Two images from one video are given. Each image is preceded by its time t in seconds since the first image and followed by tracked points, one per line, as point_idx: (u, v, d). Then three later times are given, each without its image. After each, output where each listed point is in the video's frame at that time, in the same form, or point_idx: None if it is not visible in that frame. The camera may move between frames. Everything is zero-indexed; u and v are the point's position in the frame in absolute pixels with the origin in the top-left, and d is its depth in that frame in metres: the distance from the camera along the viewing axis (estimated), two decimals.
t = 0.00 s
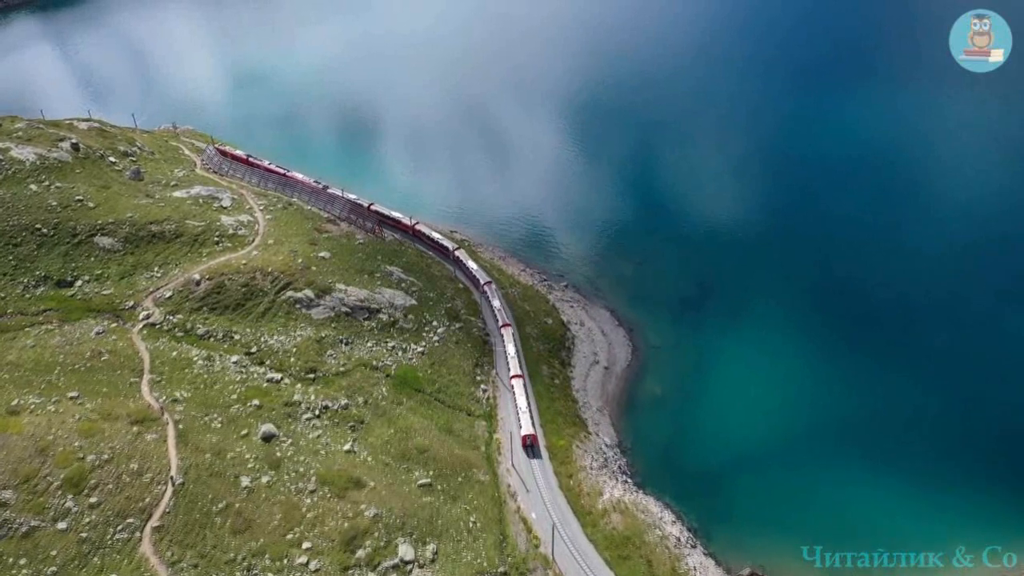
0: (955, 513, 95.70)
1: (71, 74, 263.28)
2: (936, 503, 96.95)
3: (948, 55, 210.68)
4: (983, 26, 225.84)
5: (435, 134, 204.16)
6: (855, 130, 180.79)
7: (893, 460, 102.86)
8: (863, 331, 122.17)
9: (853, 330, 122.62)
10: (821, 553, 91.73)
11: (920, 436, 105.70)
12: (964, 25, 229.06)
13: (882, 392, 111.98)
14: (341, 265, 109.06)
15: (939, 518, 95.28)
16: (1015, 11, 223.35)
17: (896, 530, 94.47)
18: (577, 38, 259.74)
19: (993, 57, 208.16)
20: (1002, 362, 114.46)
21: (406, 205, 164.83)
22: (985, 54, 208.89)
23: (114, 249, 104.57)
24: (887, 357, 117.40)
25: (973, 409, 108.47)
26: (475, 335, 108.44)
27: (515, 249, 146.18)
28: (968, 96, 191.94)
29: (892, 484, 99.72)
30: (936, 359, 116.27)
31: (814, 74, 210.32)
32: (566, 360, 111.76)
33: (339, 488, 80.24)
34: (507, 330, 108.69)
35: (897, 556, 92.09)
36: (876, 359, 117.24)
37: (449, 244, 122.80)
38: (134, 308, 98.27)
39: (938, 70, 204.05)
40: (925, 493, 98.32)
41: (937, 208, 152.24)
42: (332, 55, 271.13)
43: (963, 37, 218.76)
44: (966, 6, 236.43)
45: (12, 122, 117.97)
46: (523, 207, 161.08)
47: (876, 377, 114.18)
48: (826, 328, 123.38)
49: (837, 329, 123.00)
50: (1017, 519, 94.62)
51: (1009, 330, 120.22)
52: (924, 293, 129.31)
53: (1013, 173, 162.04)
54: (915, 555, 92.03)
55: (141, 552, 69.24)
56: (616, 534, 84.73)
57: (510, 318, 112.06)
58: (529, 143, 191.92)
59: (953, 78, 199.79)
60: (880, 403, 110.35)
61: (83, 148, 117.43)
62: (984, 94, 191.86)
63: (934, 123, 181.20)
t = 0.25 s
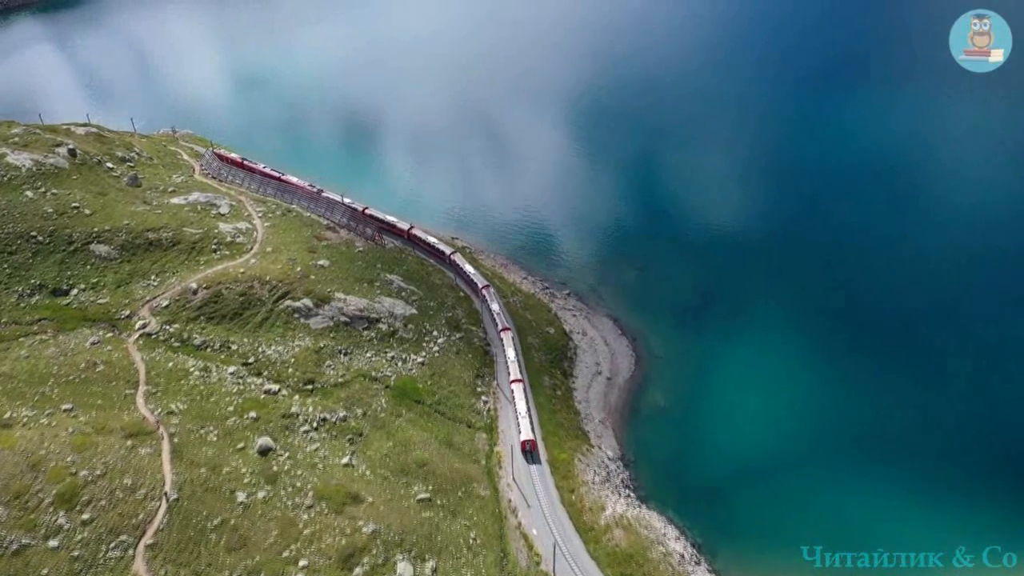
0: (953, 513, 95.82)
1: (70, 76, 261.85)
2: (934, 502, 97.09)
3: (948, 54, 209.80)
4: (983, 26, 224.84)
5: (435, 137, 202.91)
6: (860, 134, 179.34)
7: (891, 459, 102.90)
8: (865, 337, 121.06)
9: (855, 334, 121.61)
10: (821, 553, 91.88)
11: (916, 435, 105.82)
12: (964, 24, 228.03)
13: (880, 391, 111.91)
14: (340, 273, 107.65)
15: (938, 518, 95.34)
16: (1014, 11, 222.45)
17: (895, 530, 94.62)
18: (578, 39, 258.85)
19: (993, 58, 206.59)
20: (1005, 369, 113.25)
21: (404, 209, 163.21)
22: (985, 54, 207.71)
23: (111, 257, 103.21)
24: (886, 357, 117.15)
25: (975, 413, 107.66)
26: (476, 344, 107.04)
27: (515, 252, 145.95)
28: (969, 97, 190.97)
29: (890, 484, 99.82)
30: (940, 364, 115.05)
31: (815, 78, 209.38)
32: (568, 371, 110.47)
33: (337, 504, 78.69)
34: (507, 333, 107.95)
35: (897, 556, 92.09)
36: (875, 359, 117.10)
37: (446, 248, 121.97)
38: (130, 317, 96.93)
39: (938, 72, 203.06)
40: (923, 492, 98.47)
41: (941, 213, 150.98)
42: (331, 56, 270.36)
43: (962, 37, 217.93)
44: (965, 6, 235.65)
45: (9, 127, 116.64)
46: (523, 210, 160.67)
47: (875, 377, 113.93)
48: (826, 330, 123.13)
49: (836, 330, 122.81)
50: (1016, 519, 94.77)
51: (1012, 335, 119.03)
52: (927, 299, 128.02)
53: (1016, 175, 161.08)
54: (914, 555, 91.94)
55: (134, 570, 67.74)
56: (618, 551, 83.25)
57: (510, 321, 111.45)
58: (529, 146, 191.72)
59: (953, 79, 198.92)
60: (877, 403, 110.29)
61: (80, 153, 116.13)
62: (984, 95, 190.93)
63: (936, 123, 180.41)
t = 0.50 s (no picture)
0: (954, 512, 95.53)
1: (72, 77, 260.75)
2: (934, 501, 96.88)
3: (948, 54, 209.06)
4: (983, 26, 223.57)
5: (437, 139, 201.91)
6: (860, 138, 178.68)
7: (892, 459, 102.67)
8: (869, 343, 119.93)
9: (859, 340, 120.65)
10: (820, 553, 91.93)
11: (918, 434, 105.47)
12: (964, 25, 226.83)
13: (882, 391, 111.65)
14: (339, 282, 106.24)
15: (938, 518, 95.15)
16: (1014, 11, 221.44)
17: (894, 530, 94.55)
18: (579, 41, 258.05)
19: (993, 58, 205.38)
20: (1008, 374, 112.27)
21: (404, 213, 162.08)
22: (985, 54, 206.51)
23: (108, 265, 101.90)
24: (888, 360, 116.79)
25: (978, 416, 106.93)
26: (477, 354, 105.70)
27: (517, 254, 145.81)
28: (970, 97, 190.23)
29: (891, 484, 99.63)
30: (945, 371, 114.03)
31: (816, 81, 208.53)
32: (570, 382, 109.28)
33: (335, 519, 77.16)
34: (507, 338, 107.39)
35: (897, 556, 91.92)
36: (877, 361, 116.78)
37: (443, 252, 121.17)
38: (127, 326, 95.60)
39: (939, 73, 202.27)
40: (924, 492, 98.21)
41: (945, 216, 149.95)
42: (331, 57, 269.58)
43: (962, 37, 217.30)
44: (965, 7, 234.80)
45: (7, 132, 115.37)
46: (524, 211, 160.42)
47: (877, 378, 113.66)
48: (828, 332, 122.77)
49: (838, 333, 122.44)
50: (1017, 518, 94.36)
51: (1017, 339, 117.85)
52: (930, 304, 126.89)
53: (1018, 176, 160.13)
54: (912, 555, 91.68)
55: None
56: (622, 569, 81.83)
57: (510, 325, 110.99)
58: (531, 147, 191.36)
59: (953, 79, 198.21)
60: (879, 403, 110.14)
61: (78, 159, 114.88)
62: (986, 95, 190.14)
63: (938, 125, 179.46)
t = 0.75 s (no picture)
0: (954, 511, 96.30)
1: (76, 78, 259.70)
2: (934, 501, 97.65)
3: (948, 54, 209.36)
4: (983, 26, 223.89)
5: (439, 140, 201.11)
6: (864, 138, 177.99)
7: (892, 458, 103.23)
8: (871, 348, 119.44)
9: (862, 345, 120.24)
10: (821, 553, 92.89)
11: (918, 433, 105.98)
12: (964, 25, 227.11)
13: (882, 391, 112.03)
14: (341, 290, 104.82)
15: (938, 517, 95.99)
16: (1014, 10, 221.59)
17: (894, 529, 95.41)
18: (581, 42, 257.92)
19: (993, 57, 205.64)
20: (1010, 379, 111.73)
21: (407, 215, 161.56)
22: (985, 54, 206.65)
23: (107, 272, 100.60)
24: (890, 361, 116.98)
25: (977, 417, 106.99)
26: (481, 365, 104.13)
27: (519, 256, 145.95)
28: (970, 97, 189.90)
29: (891, 483, 100.31)
30: (946, 377, 113.49)
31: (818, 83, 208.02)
32: (575, 394, 107.82)
33: (334, 535, 75.71)
34: (507, 342, 106.60)
35: (897, 557, 92.84)
36: (878, 362, 117.00)
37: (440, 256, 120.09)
38: (126, 334, 94.26)
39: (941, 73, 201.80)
40: (924, 491, 98.90)
41: (948, 217, 149.37)
42: (333, 57, 269.01)
43: (962, 38, 217.69)
44: (966, 7, 234.90)
45: (6, 137, 114.12)
46: (527, 212, 160.25)
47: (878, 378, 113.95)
48: (829, 333, 122.96)
49: (839, 334, 122.54)
50: (1017, 517, 95.05)
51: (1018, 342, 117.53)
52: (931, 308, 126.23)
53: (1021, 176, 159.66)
54: (912, 556, 92.59)
55: None
56: None
57: (511, 330, 110.18)
58: (534, 147, 191.19)
59: (954, 78, 197.88)
60: (880, 403, 110.49)
61: (78, 164, 113.65)
62: (986, 94, 190.11)
63: (940, 125, 178.87)
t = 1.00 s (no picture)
0: (954, 512, 96.46)
1: (83, 79, 259.25)
2: (934, 501, 97.75)
3: (948, 54, 210.19)
4: (983, 26, 224.21)
5: (443, 141, 200.51)
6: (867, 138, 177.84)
7: (892, 459, 103.29)
8: (873, 352, 119.51)
9: (862, 348, 120.29)
10: (821, 553, 92.75)
11: (917, 434, 106.18)
12: (964, 25, 227.37)
13: (881, 392, 112.14)
14: (345, 299, 103.57)
15: (938, 518, 96.11)
16: (1015, 9, 221.72)
17: (894, 530, 95.46)
18: (584, 43, 258.26)
19: (993, 58, 205.70)
20: (1010, 380, 111.91)
21: (411, 215, 161.17)
22: (985, 54, 207.20)
23: (109, 279, 99.48)
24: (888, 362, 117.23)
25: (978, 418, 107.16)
26: (486, 377, 102.66)
27: (523, 258, 145.45)
28: (972, 96, 190.07)
29: (891, 484, 100.28)
30: (947, 380, 113.39)
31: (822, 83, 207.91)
32: (581, 406, 106.24)
33: (335, 551, 74.24)
34: (511, 346, 106.27)
35: (897, 557, 92.88)
36: (876, 363, 117.26)
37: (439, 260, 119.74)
38: (127, 342, 93.09)
39: (942, 73, 201.81)
40: (924, 491, 99.05)
41: (950, 218, 149.49)
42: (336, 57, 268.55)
43: (962, 38, 218.63)
44: (967, 6, 235.33)
45: (9, 141, 113.07)
46: (531, 213, 159.75)
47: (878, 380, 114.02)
48: (830, 335, 123.08)
49: (839, 336, 122.62)
50: (1016, 517, 95.22)
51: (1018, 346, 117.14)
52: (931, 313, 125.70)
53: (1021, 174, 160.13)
54: (911, 555, 92.78)
55: None
56: None
57: (514, 334, 109.58)
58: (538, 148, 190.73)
59: (955, 78, 198.06)
60: (879, 404, 110.66)
61: (81, 168, 112.63)
62: (986, 93, 190.69)
63: (943, 125, 178.71)
